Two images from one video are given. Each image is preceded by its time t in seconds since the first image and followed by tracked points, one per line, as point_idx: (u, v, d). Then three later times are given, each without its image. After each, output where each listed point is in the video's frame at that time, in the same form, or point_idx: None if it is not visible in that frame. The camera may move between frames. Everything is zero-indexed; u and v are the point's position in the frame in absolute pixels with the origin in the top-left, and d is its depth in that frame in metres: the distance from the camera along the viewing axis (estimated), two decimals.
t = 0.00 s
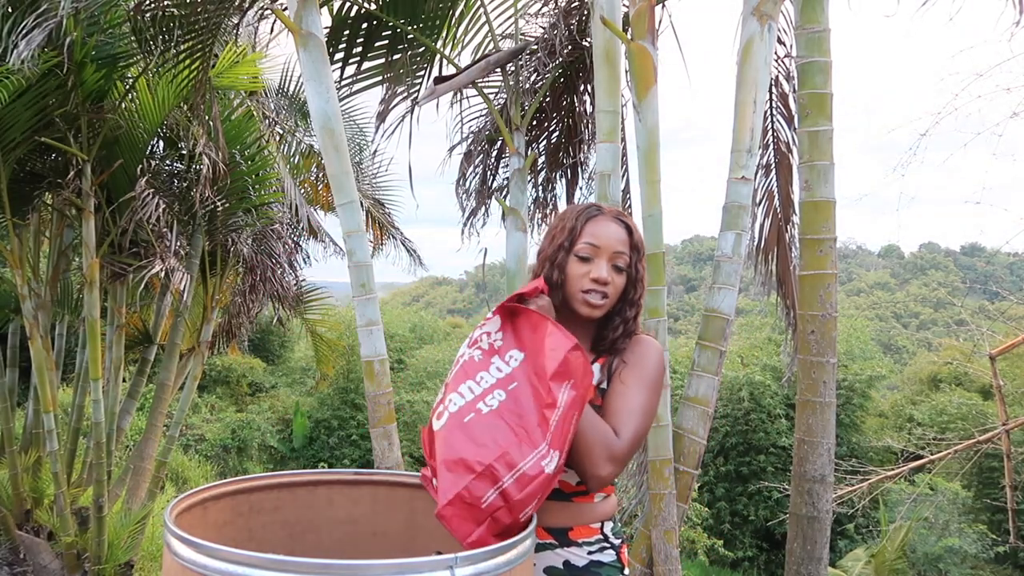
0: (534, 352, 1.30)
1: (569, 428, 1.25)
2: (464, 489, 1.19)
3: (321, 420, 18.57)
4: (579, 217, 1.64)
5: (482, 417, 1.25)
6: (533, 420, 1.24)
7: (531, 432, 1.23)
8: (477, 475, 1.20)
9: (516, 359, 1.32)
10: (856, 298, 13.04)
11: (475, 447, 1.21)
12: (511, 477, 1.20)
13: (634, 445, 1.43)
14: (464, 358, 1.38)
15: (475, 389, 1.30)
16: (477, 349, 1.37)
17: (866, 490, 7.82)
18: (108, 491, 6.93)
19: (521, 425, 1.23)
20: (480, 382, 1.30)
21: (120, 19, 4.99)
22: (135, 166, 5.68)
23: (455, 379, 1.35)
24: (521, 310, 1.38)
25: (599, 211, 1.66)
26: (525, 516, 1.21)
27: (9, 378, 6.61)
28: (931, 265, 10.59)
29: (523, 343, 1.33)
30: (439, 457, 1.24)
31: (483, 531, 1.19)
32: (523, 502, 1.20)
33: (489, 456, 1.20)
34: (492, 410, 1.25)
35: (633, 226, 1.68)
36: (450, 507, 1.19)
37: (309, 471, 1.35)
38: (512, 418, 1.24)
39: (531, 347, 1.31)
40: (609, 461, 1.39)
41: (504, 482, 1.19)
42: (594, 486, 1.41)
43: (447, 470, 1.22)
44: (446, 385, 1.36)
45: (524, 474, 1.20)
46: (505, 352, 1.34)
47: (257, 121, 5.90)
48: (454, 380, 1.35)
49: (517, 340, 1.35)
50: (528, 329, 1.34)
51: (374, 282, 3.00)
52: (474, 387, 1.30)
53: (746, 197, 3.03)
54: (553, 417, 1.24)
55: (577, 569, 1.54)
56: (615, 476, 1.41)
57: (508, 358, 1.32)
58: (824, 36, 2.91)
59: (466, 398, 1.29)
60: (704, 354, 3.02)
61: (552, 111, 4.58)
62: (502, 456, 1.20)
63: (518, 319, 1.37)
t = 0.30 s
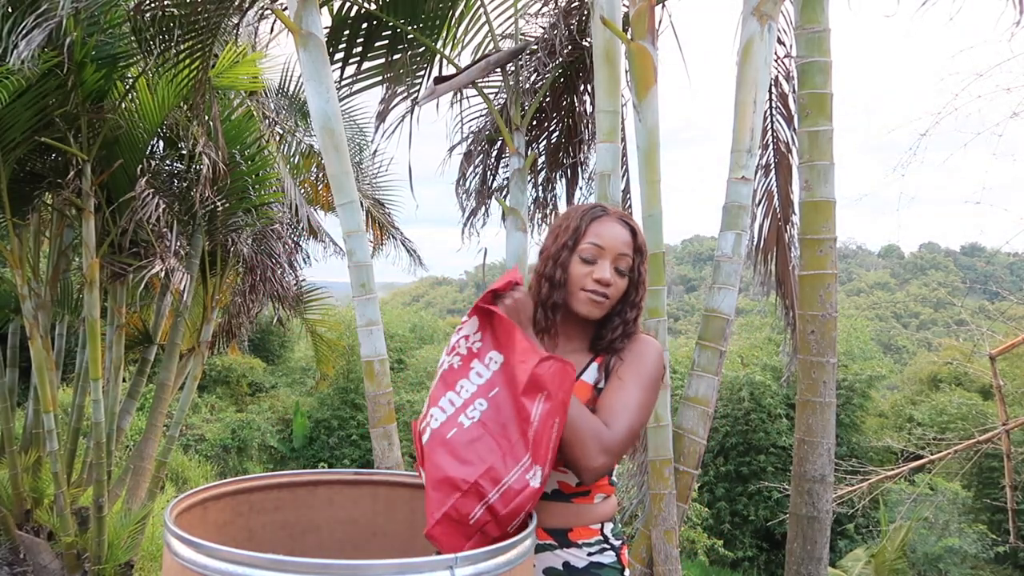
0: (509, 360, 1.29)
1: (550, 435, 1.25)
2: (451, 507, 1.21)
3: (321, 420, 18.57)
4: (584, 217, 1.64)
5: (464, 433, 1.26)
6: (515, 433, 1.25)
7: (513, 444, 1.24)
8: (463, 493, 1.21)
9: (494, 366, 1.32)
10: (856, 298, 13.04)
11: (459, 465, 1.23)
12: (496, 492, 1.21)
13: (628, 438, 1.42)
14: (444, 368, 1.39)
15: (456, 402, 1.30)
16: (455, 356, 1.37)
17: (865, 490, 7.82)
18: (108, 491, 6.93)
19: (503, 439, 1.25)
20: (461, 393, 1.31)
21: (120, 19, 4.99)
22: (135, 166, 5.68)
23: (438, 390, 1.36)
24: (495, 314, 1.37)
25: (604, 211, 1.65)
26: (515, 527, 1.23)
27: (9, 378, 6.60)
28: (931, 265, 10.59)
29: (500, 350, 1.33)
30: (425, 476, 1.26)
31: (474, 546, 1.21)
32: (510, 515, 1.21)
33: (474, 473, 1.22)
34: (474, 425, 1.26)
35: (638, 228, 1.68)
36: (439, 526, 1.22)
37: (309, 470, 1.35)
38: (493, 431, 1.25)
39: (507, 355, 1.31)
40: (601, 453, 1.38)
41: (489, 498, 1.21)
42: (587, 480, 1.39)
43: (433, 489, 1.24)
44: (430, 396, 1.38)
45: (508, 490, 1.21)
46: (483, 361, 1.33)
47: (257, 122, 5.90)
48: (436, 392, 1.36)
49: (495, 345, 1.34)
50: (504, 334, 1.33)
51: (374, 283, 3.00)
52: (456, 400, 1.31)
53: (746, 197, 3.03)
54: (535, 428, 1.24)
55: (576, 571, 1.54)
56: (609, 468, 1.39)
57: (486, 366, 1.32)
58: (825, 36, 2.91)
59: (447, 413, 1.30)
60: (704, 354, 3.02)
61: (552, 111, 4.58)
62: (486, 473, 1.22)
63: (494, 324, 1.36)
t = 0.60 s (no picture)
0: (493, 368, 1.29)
1: (541, 438, 1.26)
2: (451, 522, 1.22)
3: (321, 420, 18.57)
4: (587, 218, 1.63)
5: (458, 446, 1.26)
6: (507, 441, 1.26)
7: (506, 452, 1.25)
8: (462, 506, 1.22)
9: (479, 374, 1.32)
10: (857, 298, 13.04)
11: (454, 480, 1.23)
12: (494, 502, 1.23)
13: (624, 434, 1.41)
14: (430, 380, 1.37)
15: (446, 415, 1.30)
16: (439, 365, 1.36)
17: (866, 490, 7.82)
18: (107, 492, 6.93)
19: (496, 448, 1.26)
20: (450, 405, 1.31)
21: (120, 19, 4.99)
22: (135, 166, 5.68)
23: (425, 401, 1.35)
24: (477, 318, 1.34)
25: (607, 213, 1.65)
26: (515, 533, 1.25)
27: (9, 378, 6.60)
28: (931, 265, 10.60)
29: (483, 357, 1.32)
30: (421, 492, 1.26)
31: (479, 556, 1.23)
32: (511, 523, 1.23)
33: (471, 486, 1.23)
34: (467, 437, 1.26)
35: (643, 231, 1.66)
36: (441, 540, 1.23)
37: (308, 470, 1.35)
38: (485, 442, 1.26)
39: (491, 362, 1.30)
40: (596, 448, 1.37)
41: (488, 509, 1.22)
42: (583, 477, 1.38)
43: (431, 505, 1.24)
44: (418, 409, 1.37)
45: (506, 499, 1.22)
46: (469, 370, 1.33)
47: (257, 121, 5.90)
48: (425, 406, 1.34)
49: (478, 352, 1.33)
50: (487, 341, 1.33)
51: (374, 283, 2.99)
52: (445, 413, 1.30)
53: (746, 197, 3.03)
54: (528, 434, 1.26)
55: (576, 571, 1.53)
56: (604, 464, 1.39)
57: (472, 375, 1.32)
58: (824, 36, 2.91)
59: (437, 427, 1.29)
60: (704, 353, 3.02)
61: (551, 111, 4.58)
62: (483, 484, 1.23)
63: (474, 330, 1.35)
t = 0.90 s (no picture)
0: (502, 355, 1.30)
1: (542, 431, 1.25)
2: (441, 505, 1.21)
3: (321, 420, 18.57)
4: (578, 217, 1.64)
5: (458, 430, 1.26)
6: (505, 431, 1.24)
7: (504, 442, 1.23)
8: (451, 489, 1.21)
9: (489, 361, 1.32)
10: (857, 298, 13.04)
11: (448, 462, 1.22)
12: (485, 489, 1.21)
13: (631, 433, 1.41)
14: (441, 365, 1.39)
15: (451, 400, 1.31)
16: (452, 352, 1.38)
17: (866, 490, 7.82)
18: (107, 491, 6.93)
19: (494, 436, 1.24)
20: (456, 389, 1.32)
21: (120, 19, 4.99)
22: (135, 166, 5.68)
23: (435, 385, 1.37)
24: (492, 306, 1.36)
25: (599, 211, 1.65)
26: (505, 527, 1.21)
27: (9, 378, 6.60)
28: (931, 265, 10.60)
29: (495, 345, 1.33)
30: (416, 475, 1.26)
31: (463, 544, 1.21)
32: (498, 517, 1.20)
33: (463, 470, 1.22)
34: (466, 420, 1.26)
35: (633, 226, 1.67)
36: (430, 523, 1.22)
37: (308, 471, 1.35)
38: (484, 429, 1.25)
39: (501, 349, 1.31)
40: (606, 447, 1.37)
41: (477, 497, 1.20)
42: (591, 474, 1.38)
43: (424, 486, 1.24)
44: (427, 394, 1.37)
45: (494, 491, 1.20)
46: (480, 357, 1.34)
47: (257, 121, 5.90)
48: (433, 390, 1.35)
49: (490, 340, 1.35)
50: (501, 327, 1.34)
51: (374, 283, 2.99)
52: (451, 397, 1.31)
53: (746, 197, 3.03)
54: (528, 423, 1.24)
55: (577, 570, 1.53)
56: (612, 462, 1.39)
57: (481, 363, 1.33)
58: (824, 36, 2.91)
59: (442, 410, 1.30)
60: (704, 354, 3.02)
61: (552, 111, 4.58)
62: (476, 469, 1.21)
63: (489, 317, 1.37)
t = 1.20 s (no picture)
0: (576, 303, 1.34)
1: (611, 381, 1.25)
2: (496, 433, 1.21)
3: (321, 420, 18.57)
4: (548, 221, 1.68)
5: (521, 365, 1.27)
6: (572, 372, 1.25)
7: (570, 384, 1.24)
8: (507, 420, 1.21)
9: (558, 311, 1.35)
10: (857, 297, 13.04)
11: (509, 393, 1.23)
12: (543, 428, 1.20)
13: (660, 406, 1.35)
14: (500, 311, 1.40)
15: (515, 337, 1.32)
16: (515, 300, 1.41)
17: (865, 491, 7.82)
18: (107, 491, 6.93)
19: (557, 377, 1.25)
20: (521, 326, 1.34)
21: (120, 19, 4.99)
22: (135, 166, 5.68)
23: (496, 320, 1.39)
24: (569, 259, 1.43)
25: (570, 212, 1.66)
26: (555, 473, 1.19)
27: (9, 378, 6.60)
28: (931, 265, 10.61)
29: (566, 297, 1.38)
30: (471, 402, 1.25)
31: (511, 480, 1.19)
32: (552, 458, 1.19)
33: (523, 403, 1.22)
34: (532, 356, 1.28)
35: (605, 217, 1.66)
36: (483, 450, 1.20)
37: (308, 471, 1.35)
38: (551, 368, 1.26)
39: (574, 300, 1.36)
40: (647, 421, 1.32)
41: (533, 434, 1.20)
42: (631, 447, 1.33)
43: (484, 412, 1.23)
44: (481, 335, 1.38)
45: (552, 430, 1.19)
46: (547, 306, 1.37)
47: (257, 122, 5.90)
48: (491, 330, 1.36)
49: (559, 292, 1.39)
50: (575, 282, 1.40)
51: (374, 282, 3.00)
52: (515, 335, 1.32)
53: (746, 197, 3.03)
54: (596, 370, 1.25)
55: (580, 566, 1.54)
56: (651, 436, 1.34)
57: (549, 311, 1.36)
58: (825, 36, 2.91)
59: (505, 345, 1.31)
60: (704, 354, 3.02)
61: (552, 111, 4.58)
62: (535, 406, 1.22)
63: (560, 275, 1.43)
